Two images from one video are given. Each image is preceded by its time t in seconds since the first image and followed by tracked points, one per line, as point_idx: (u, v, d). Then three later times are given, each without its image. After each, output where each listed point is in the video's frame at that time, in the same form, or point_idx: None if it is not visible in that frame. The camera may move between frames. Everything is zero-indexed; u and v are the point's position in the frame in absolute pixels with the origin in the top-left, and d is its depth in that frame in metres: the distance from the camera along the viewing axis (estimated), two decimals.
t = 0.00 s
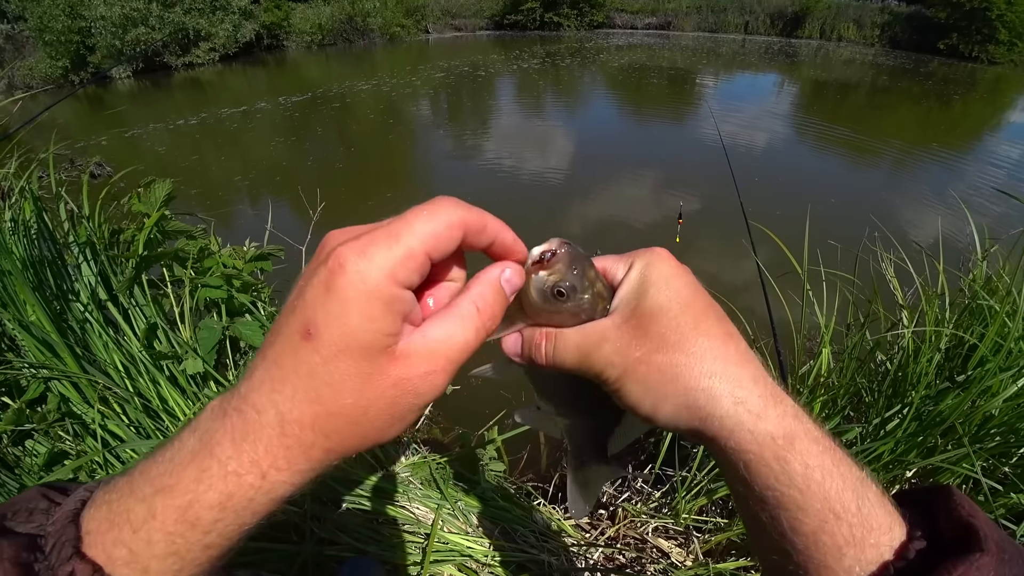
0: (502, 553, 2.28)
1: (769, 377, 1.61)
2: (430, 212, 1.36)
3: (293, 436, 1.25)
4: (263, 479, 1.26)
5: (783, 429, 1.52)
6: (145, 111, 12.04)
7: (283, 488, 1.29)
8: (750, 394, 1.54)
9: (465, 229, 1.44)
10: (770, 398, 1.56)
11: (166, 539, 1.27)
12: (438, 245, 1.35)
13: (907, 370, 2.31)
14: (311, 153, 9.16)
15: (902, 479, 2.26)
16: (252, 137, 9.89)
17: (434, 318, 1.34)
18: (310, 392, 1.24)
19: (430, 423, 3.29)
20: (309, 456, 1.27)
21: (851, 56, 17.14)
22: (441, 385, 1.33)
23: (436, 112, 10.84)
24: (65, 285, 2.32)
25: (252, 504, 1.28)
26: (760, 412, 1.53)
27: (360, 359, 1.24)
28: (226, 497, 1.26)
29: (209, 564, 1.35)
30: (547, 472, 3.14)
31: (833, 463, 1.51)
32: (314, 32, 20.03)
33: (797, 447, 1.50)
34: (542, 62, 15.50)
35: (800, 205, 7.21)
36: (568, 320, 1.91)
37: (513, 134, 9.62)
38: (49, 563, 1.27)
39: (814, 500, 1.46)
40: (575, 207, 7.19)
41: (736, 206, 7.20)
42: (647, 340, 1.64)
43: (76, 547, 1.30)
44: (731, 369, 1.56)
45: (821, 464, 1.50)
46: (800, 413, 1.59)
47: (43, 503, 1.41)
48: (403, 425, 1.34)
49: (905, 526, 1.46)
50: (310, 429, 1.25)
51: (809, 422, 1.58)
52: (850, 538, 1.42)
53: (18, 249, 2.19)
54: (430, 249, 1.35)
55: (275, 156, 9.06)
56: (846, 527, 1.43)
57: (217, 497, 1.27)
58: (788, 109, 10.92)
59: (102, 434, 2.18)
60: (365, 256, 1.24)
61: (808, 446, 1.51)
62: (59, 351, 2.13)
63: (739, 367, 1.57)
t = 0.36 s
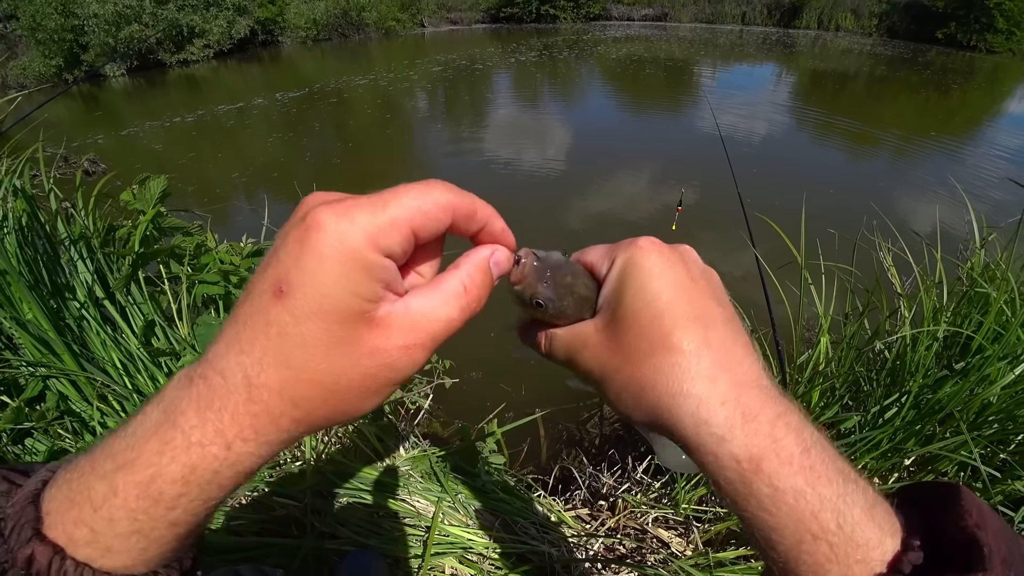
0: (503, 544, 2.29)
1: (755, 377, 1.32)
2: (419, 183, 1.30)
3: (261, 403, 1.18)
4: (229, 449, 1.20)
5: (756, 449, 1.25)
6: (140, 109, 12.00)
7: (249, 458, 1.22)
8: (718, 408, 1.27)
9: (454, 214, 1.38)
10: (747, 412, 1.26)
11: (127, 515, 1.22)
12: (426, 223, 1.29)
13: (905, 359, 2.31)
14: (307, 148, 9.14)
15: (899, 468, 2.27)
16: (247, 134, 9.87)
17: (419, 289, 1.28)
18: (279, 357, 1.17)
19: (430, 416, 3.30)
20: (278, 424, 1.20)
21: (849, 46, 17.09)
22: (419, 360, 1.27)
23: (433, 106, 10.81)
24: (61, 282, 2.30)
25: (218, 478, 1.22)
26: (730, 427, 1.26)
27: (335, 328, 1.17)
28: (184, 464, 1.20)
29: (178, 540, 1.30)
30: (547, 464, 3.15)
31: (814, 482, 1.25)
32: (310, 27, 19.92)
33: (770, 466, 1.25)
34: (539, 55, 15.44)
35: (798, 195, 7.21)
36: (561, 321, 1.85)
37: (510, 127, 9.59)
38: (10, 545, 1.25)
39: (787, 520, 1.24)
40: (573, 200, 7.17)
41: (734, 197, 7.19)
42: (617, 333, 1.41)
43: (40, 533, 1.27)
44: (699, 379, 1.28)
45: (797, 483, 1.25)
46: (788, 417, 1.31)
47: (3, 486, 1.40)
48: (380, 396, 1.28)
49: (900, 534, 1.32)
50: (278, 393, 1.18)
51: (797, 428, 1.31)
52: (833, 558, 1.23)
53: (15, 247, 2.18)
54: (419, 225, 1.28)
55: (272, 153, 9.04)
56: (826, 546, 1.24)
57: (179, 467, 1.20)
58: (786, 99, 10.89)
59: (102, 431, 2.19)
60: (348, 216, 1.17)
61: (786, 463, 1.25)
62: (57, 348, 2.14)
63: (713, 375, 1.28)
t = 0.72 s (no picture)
0: (504, 538, 2.29)
1: (748, 369, 1.17)
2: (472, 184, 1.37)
3: (215, 245, 1.04)
4: (144, 282, 1.05)
5: (757, 454, 1.13)
6: (138, 103, 11.93)
7: (161, 307, 1.07)
8: (703, 416, 1.16)
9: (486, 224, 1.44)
10: (742, 414, 1.14)
11: (36, 365, 1.14)
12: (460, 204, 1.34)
13: (906, 352, 2.31)
14: (306, 142, 9.10)
15: (901, 461, 2.27)
16: (246, 128, 9.81)
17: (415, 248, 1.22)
18: (269, 214, 1.07)
19: (430, 410, 3.29)
20: (210, 276, 1.04)
21: (850, 39, 17.03)
22: (384, 311, 1.15)
23: (432, 100, 10.76)
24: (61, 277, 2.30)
25: (124, 321, 1.08)
26: (717, 435, 1.15)
27: (340, 221, 1.09)
28: (94, 297, 1.08)
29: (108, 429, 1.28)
30: (548, 459, 3.16)
31: (819, 485, 1.13)
32: (308, 20, 19.77)
33: (770, 472, 1.13)
34: (539, 48, 15.36)
35: (798, 188, 7.20)
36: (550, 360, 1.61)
37: (510, 121, 9.54)
38: None
39: (793, 525, 1.15)
40: (573, 194, 7.15)
41: (735, 190, 7.16)
42: (599, 336, 1.31)
43: None
44: (677, 387, 1.18)
45: (801, 487, 1.13)
46: (789, 410, 1.16)
47: None
48: (323, 321, 1.13)
49: (929, 528, 1.23)
50: (239, 238, 1.05)
51: (802, 422, 1.16)
52: (843, 559, 1.15)
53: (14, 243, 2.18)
54: (458, 199, 1.34)
55: (270, 146, 9.00)
56: (837, 550, 1.14)
57: (91, 296, 1.08)
58: (786, 92, 10.86)
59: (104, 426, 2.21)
60: (407, 151, 1.19)
61: (788, 467, 1.13)
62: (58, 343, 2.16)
63: (694, 378, 1.17)
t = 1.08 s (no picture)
0: (505, 534, 2.30)
1: (744, 375, 1.17)
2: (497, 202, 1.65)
3: (290, 177, 1.31)
4: (221, 188, 1.27)
5: (749, 458, 1.14)
6: (139, 100, 11.93)
7: (225, 208, 1.25)
8: (697, 420, 1.17)
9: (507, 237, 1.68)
10: (737, 420, 1.14)
11: (122, 266, 1.26)
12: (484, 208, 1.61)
13: (908, 350, 2.31)
14: (308, 139, 9.11)
15: (902, 460, 2.28)
16: (247, 125, 9.82)
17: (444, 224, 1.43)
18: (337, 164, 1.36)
19: (432, 407, 3.30)
20: (277, 186, 1.27)
21: (853, 36, 16.94)
22: (409, 255, 1.30)
23: (433, 97, 10.74)
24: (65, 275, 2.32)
25: (197, 228, 1.24)
26: (712, 439, 1.15)
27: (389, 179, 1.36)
28: (179, 205, 1.27)
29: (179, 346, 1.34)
30: (550, 456, 3.17)
31: (810, 489, 1.14)
32: (309, 17, 19.75)
33: (763, 476, 1.13)
34: (540, 45, 15.29)
35: (800, 186, 7.19)
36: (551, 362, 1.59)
37: (512, 118, 9.53)
38: None
39: (784, 528, 1.16)
40: (575, 191, 7.15)
41: (736, 188, 7.15)
42: (598, 340, 1.31)
43: (32, 299, 1.28)
44: (674, 392, 1.18)
45: (793, 490, 1.13)
46: (783, 416, 1.16)
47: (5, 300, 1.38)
48: (356, 249, 1.28)
49: (917, 529, 1.23)
50: (311, 173, 1.33)
51: (796, 427, 1.16)
52: (832, 559, 1.16)
53: (19, 242, 2.20)
54: (482, 202, 1.62)
55: (272, 143, 9.01)
56: (828, 551, 1.15)
57: (176, 205, 1.28)
58: (788, 89, 10.83)
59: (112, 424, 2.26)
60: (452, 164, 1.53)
61: (780, 471, 1.13)
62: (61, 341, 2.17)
63: (691, 384, 1.17)
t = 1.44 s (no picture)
0: (503, 531, 2.30)
1: (736, 372, 1.17)
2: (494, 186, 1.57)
3: (268, 195, 1.16)
4: (195, 217, 1.15)
5: (739, 454, 1.14)
6: (137, 99, 11.92)
7: (206, 247, 1.14)
8: (689, 416, 1.16)
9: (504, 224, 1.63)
10: (728, 416, 1.14)
11: (85, 299, 1.19)
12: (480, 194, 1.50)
13: (906, 344, 2.31)
14: (306, 137, 9.10)
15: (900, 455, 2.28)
16: (244, 124, 9.80)
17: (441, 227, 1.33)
18: (317, 171, 1.20)
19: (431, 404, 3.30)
20: (257, 219, 1.14)
21: (852, 30, 16.93)
22: (406, 272, 1.21)
23: (432, 94, 10.73)
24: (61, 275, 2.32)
25: (169, 259, 1.15)
26: (702, 434, 1.15)
27: (375, 182, 1.21)
28: (151, 236, 1.16)
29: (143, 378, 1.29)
30: (549, 453, 3.17)
31: (799, 484, 1.14)
32: (307, 15, 19.76)
33: (752, 470, 1.13)
34: (539, 41, 15.29)
35: (799, 181, 7.17)
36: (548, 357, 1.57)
37: (511, 114, 9.51)
38: None
39: (773, 523, 1.15)
40: (574, 187, 7.13)
41: (736, 184, 7.13)
42: (593, 337, 1.31)
43: None
44: (666, 388, 1.18)
45: (781, 486, 1.13)
46: (773, 412, 1.16)
47: None
48: (350, 273, 1.19)
49: (902, 525, 1.23)
50: (289, 187, 1.17)
51: (785, 424, 1.16)
52: (820, 555, 1.15)
53: (13, 243, 2.20)
54: (475, 190, 1.51)
55: (270, 142, 9.00)
56: (815, 546, 1.15)
57: (146, 233, 1.17)
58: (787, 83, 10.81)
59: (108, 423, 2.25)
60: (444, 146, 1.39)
61: (769, 466, 1.13)
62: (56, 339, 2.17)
63: (683, 379, 1.17)
